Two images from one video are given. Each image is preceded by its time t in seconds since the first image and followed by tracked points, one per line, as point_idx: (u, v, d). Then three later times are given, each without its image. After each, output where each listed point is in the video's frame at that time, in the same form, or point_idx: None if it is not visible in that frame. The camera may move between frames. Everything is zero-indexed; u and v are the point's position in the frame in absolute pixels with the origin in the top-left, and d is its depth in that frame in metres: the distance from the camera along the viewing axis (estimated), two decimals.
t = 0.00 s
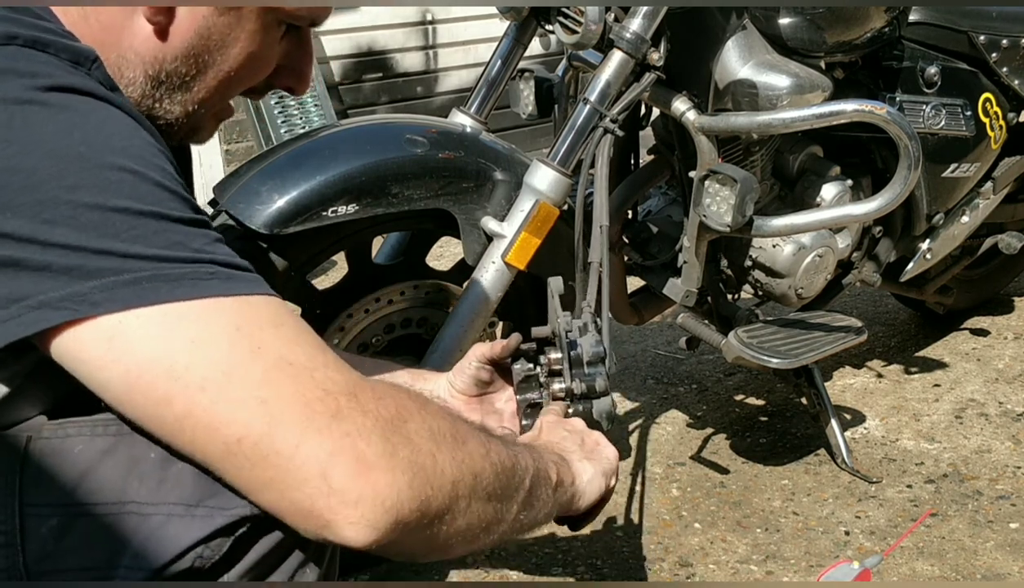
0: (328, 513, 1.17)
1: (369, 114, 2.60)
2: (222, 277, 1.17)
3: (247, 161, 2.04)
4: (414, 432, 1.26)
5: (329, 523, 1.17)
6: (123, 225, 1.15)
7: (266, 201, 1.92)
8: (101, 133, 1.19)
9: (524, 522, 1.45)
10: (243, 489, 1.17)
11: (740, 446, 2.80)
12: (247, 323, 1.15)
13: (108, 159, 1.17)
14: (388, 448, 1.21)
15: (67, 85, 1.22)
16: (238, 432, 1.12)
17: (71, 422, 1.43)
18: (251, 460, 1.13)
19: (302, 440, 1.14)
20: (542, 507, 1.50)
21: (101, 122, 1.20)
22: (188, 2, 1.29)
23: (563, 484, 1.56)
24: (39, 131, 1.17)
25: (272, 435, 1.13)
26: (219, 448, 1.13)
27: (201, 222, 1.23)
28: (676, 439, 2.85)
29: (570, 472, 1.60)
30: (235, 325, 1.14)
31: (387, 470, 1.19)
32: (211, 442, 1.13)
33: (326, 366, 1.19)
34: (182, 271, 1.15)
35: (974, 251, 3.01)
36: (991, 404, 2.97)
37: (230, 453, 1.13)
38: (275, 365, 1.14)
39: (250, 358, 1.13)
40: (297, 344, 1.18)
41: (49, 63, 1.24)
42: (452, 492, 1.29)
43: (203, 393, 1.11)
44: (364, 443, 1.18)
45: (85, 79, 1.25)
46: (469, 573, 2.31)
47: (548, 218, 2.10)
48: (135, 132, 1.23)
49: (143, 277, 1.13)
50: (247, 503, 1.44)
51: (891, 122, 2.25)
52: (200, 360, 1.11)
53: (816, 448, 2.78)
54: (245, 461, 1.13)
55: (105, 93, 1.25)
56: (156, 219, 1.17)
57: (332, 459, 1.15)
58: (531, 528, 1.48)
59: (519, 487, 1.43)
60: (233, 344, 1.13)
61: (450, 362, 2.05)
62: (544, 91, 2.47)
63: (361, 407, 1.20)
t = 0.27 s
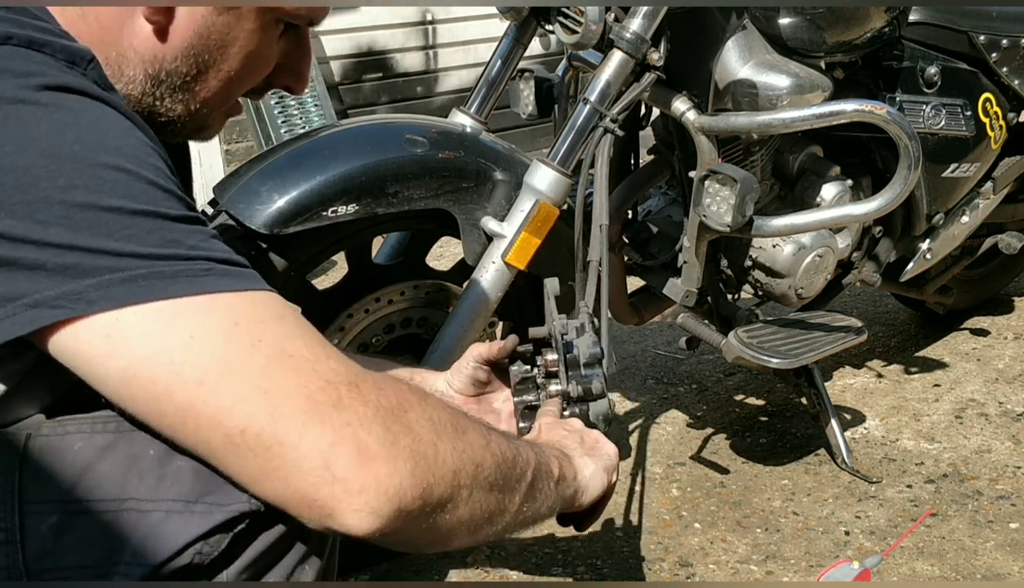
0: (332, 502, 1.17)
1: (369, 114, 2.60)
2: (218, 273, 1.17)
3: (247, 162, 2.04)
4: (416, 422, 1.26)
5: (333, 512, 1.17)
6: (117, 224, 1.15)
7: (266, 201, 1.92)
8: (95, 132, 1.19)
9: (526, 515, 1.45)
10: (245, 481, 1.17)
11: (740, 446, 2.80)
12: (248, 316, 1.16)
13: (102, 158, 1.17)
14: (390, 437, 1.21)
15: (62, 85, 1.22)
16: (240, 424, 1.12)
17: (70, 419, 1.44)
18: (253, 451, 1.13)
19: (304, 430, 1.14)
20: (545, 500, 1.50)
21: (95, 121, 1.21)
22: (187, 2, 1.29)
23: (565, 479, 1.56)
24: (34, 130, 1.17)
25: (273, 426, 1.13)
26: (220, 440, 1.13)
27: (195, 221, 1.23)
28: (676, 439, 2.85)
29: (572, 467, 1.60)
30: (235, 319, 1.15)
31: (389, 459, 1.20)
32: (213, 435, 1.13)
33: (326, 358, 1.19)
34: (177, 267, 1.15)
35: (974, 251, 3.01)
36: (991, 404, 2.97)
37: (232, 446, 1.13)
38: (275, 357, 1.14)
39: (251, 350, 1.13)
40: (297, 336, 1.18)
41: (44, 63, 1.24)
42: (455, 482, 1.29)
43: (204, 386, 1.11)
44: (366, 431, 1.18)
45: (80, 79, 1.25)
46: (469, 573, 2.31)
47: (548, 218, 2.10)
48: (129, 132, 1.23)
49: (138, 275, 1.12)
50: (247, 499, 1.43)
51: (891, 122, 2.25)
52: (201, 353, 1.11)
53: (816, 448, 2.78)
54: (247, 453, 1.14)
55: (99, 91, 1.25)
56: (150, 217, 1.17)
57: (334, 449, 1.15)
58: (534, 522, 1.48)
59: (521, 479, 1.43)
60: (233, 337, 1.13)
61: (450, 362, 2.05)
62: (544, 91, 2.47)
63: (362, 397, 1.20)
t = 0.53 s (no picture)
0: (324, 500, 1.17)
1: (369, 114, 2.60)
2: (209, 272, 1.17)
3: (247, 161, 2.04)
4: (408, 421, 1.26)
5: (324, 510, 1.17)
6: (110, 223, 1.15)
7: (266, 201, 1.92)
8: (87, 130, 1.19)
9: (522, 519, 1.45)
10: (237, 480, 1.17)
11: (740, 446, 2.80)
12: (240, 316, 1.16)
13: (92, 157, 1.17)
14: (382, 435, 1.21)
15: (60, 83, 1.22)
16: (232, 422, 1.12)
17: (69, 419, 1.43)
18: (244, 449, 1.13)
19: (296, 428, 1.14)
20: (541, 504, 1.50)
21: (88, 118, 1.21)
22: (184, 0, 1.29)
23: (562, 484, 1.55)
24: (25, 128, 1.16)
25: (265, 424, 1.13)
26: (212, 439, 1.13)
27: (187, 220, 1.23)
28: (676, 439, 2.85)
29: (569, 473, 1.59)
30: (226, 317, 1.15)
31: (381, 457, 1.20)
32: (205, 433, 1.13)
33: (318, 356, 1.19)
34: (170, 267, 1.15)
35: (974, 251, 3.01)
36: (991, 404, 2.97)
37: (223, 444, 1.13)
38: (267, 357, 1.14)
39: (242, 348, 1.13)
40: (289, 335, 1.18)
41: (37, 62, 1.24)
42: (448, 481, 1.29)
43: (196, 384, 1.11)
44: (359, 429, 1.18)
45: (77, 78, 1.25)
46: (469, 573, 2.31)
47: (548, 218, 2.09)
48: (122, 128, 1.23)
49: (129, 272, 1.12)
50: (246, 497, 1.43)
51: (891, 122, 2.25)
52: (193, 351, 1.11)
53: (816, 448, 2.78)
54: (238, 451, 1.14)
55: (92, 90, 1.25)
56: (141, 216, 1.17)
57: (326, 446, 1.15)
58: (528, 527, 1.48)
59: (517, 482, 1.43)
60: (224, 335, 1.13)
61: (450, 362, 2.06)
62: (544, 91, 2.47)
63: (355, 395, 1.20)
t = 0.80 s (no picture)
0: (325, 495, 1.16)
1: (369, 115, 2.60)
2: (204, 269, 1.17)
3: (247, 161, 2.04)
4: (407, 416, 1.26)
5: (325, 506, 1.16)
6: (105, 221, 1.15)
7: (266, 201, 1.92)
8: (80, 130, 1.19)
9: (521, 513, 1.45)
10: (237, 477, 1.17)
11: (740, 446, 2.80)
12: (237, 314, 1.16)
13: (87, 156, 1.17)
14: (382, 430, 1.20)
15: (54, 84, 1.22)
16: (231, 418, 1.12)
17: (67, 419, 1.45)
18: (244, 445, 1.13)
19: (295, 424, 1.14)
20: (539, 498, 1.49)
21: (81, 119, 1.21)
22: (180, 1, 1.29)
23: (560, 479, 1.55)
24: (19, 127, 1.17)
25: (264, 420, 1.12)
26: (211, 435, 1.13)
27: (183, 218, 1.24)
28: (676, 439, 2.85)
29: (568, 470, 1.60)
30: (223, 315, 1.15)
31: (381, 452, 1.19)
32: (204, 430, 1.12)
33: (316, 353, 1.19)
34: (165, 265, 1.15)
35: (974, 251, 3.01)
36: (991, 404, 2.97)
37: (222, 441, 1.13)
38: (265, 353, 1.14)
39: (240, 345, 1.13)
40: (286, 332, 1.18)
41: (30, 62, 1.24)
42: (448, 476, 1.29)
43: (194, 381, 1.11)
44: (358, 424, 1.18)
45: (71, 79, 1.26)
46: (469, 573, 2.31)
47: (548, 218, 2.09)
48: (115, 128, 1.23)
49: (126, 270, 1.13)
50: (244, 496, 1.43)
51: (891, 123, 2.25)
52: (191, 348, 1.11)
53: (816, 448, 2.78)
54: (237, 448, 1.13)
55: (85, 90, 1.25)
56: (136, 214, 1.17)
57: (326, 442, 1.15)
58: (528, 522, 1.48)
59: (516, 475, 1.43)
60: (221, 333, 1.13)
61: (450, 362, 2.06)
62: (544, 90, 2.47)
63: (353, 391, 1.20)
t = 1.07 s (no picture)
0: (330, 492, 1.16)
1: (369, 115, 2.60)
2: (204, 268, 1.17)
3: (247, 161, 2.04)
4: (408, 410, 1.26)
5: (330, 502, 1.17)
6: (104, 220, 1.15)
7: (266, 201, 1.92)
8: (77, 130, 1.20)
9: (519, 502, 1.45)
10: (241, 475, 1.17)
11: (740, 446, 2.80)
12: (240, 312, 1.16)
13: (84, 155, 1.17)
14: (384, 426, 1.21)
15: (53, 84, 1.22)
16: (234, 417, 1.12)
17: (67, 419, 1.45)
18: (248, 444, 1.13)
19: (298, 422, 1.14)
20: (536, 487, 1.50)
21: (79, 119, 1.21)
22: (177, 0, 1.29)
23: (554, 464, 1.56)
24: (17, 127, 1.17)
25: (267, 419, 1.13)
26: (215, 434, 1.13)
27: (181, 218, 1.24)
28: (676, 439, 2.85)
29: (560, 452, 1.60)
30: (226, 313, 1.15)
31: (383, 447, 1.20)
32: (207, 428, 1.13)
33: (316, 351, 1.19)
34: (166, 264, 1.15)
35: (974, 251, 3.01)
36: (991, 404, 2.97)
37: (226, 439, 1.13)
38: (267, 351, 1.14)
39: (241, 344, 1.13)
40: (287, 330, 1.18)
41: (28, 61, 1.24)
42: (449, 468, 1.29)
43: (197, 380, 1.11)
44: (361, 421, 1.18)
45: (69, 79, 1.26)
46: (469, 573, 2.31)
47: (548, 218, 2.09)
48: (112, 128, 1.24)
49: (125, 269, 1.13)
50: (245, 495, 1.43)
51: (891, 122, 2.25)
52: (193, 347, 1.11)
53: (816, 448, 2.78)
54: (241, 446, 1.13)
55: (84, 91, 1.26)
56: (136, 213, 1.17)
57: (329, 439, 1.15)
58: (525, 509, 1.48)
59: (512, 465, 1.43)
60: (223, 331, 1.13)
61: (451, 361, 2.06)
62: (544, 91, 2.47)
63: (355, 387, 1.20)
